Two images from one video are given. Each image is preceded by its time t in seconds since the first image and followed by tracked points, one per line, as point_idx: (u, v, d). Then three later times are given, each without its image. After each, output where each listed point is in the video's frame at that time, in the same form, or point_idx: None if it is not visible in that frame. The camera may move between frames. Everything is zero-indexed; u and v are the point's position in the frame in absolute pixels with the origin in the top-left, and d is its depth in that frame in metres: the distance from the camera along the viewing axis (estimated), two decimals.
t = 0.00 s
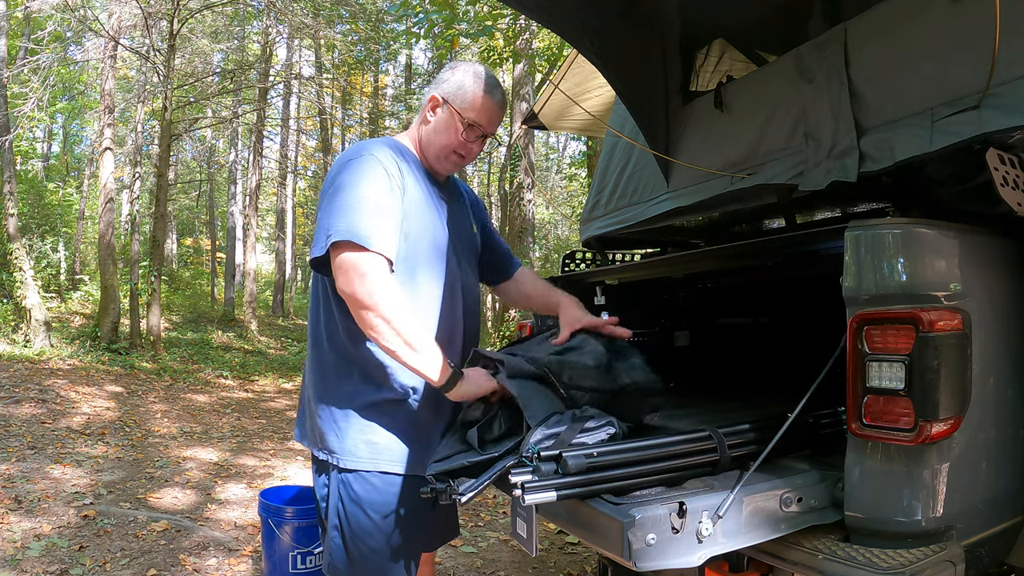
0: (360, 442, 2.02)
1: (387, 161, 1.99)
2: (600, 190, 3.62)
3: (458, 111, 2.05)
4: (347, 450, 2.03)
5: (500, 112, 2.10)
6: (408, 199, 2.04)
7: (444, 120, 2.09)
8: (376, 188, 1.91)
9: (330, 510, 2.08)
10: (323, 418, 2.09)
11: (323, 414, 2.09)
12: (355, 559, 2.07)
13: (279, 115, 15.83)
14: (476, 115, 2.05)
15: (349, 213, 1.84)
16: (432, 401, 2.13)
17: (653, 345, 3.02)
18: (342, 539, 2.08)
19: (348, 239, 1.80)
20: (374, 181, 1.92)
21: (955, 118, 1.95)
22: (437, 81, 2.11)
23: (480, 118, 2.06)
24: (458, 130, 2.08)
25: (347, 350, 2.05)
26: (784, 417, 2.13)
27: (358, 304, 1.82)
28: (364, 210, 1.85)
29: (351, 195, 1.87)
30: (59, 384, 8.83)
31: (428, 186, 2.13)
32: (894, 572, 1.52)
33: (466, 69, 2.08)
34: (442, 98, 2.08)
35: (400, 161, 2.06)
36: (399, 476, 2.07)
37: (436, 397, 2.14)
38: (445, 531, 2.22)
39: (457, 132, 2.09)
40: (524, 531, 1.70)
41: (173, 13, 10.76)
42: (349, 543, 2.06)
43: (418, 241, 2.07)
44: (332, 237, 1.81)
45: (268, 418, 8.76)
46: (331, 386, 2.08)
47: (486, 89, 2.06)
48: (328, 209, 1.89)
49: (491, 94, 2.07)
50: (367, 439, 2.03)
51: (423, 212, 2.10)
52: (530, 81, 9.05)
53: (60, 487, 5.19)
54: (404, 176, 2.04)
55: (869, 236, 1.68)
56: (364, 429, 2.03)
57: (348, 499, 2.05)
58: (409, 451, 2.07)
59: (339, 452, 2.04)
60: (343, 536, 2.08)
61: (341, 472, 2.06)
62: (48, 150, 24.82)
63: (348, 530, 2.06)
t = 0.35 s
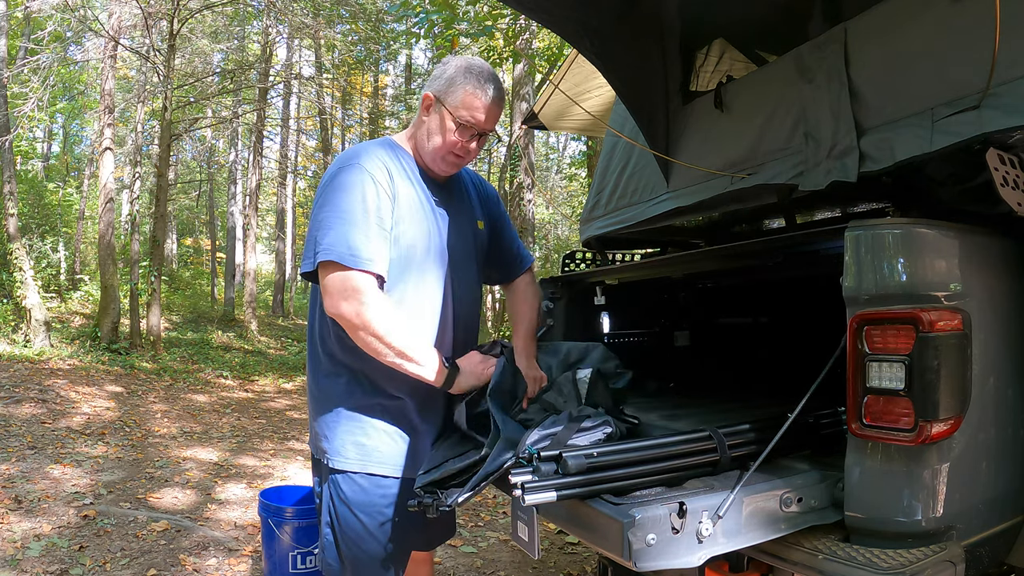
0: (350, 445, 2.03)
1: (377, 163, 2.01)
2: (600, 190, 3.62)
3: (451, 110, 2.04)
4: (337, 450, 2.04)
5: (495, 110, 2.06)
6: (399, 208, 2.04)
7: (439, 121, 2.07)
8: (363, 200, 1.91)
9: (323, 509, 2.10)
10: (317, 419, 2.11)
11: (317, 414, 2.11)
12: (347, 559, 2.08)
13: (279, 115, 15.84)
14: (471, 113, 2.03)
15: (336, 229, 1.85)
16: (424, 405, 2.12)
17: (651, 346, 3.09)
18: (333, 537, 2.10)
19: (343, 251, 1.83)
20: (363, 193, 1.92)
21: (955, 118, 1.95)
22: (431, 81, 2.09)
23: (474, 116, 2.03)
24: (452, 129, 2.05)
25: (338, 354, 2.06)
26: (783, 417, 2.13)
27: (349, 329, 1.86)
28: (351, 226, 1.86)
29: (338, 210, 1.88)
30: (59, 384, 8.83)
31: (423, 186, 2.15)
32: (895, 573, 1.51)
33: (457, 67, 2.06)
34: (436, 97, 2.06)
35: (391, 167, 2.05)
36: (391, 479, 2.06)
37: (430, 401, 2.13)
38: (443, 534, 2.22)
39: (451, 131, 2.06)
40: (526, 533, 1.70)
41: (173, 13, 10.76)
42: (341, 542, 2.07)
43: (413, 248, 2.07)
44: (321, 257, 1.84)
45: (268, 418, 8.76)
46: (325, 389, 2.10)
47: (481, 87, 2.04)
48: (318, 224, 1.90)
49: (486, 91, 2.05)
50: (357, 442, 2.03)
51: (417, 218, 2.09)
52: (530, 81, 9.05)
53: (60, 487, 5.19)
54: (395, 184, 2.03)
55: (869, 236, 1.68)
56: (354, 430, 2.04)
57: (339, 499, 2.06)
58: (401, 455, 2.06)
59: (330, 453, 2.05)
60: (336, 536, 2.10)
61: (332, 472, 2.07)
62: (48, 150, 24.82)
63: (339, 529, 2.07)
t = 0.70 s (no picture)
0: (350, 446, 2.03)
1: (364, 166, 2.01)
2: (600, 190, 3.62)
3: (442, 109, 2.02)
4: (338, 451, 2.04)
5: (489, 106, 2.08)
6: (387, 212, 2.03)
7: (431, 121, 2.06)
8: (345, 208, 1.91)
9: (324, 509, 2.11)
10: (316, 421, 2.11)
11: (316, 415, 2.11)
12: (348, 560, 2.08)
13: (279, 115, 15.85)
14: (463, 112, 2.02)
15: (315, 238, 1.87)
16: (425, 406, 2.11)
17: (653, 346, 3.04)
18: (336, 538, 2.10)
19: (321, 261, 1.85)
20: (345, 199, 1.92)
21: (955, 118, 1.95)
22: (420, 81, 2.07)
23: (467, 114, 2.03)
24: (446, 129, 2.04)
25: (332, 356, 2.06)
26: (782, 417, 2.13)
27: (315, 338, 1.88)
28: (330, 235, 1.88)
29: (318, 218, 1.89)
30: (59, 383, 8.83)
31: (415, 187, 2.15)
32: (894, 572, 1.51)
33: (446, 64, 2.05)
34: (427, 96, 2.04)
35: (379, 171, 2.04)
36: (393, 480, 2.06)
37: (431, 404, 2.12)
38: (441, 532, 2.24)
39: (445, 131, 2.05)
40: (526, 534, 1.71)
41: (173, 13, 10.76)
42: (342, 544, 2.08)
43: (404, 251, 2.06)
44: (299, 267, 1.86)
45: (268, 418, 8.76)
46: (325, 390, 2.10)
47: (473, 85, 2.04)
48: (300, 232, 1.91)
49: (477, 89, 2.05)
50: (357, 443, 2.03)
51: (407, 222, 2.08)
52: (530, 81, 9.04)
53: (60, 487, 5.19)
54: (382, 188, 2.02)
55: (869, 236, 1.68)
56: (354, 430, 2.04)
57: (340, 499, 2.06)
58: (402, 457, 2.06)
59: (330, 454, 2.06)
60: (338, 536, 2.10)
61: (334, 474, 2.08)
62: (48, 150, 24.82)
63: (340, 530, 2.07)
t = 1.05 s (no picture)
0: (349, 447, 2.03)
1: (360, 164, 2.03)
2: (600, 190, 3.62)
3: (424, 106, 2.02)
4: (336, 452, 2.04)
5: (471, 101, 2.08)
6: (395, 205, 2.07)
7: (414, 120, 2.05)
8: (359, 205, 1.94)
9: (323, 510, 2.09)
10: (316, 422, 2.11)
11: (315, 416, 2.11)
12: (347, 560, 2.08)
13: (279, 115, 15.85)
14: (446, 107, 2.02)
15: (341, 239, 1.89)
16: (425, 408, 2.11)
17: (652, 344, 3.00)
18: (334, 539, 2.09)
19: (354, 260, 1.86)
20: (357, 196, 1.95)
21: (955, 117, 1.96)
22: (399, 81, 2.07)
23: (450, 109, 2.02)
24: (430, 125, 2.03)
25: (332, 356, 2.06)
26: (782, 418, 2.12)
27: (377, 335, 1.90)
28: (354, 233, 1.90)
29: (337, 220, 1.92)
30: (59, 383, 8.83)
31: (411, 183, 2.17)
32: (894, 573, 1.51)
33: (425, 60, 2.05)
34: (407, 95, 2.04)
35: (380, 168, 2.08)
36: (392, 481, 2.06)
37: (431, 406, 2.13)
38: (438, 532, 2.26)
39: (427, 129, 2.04)
40: (526, 535, 1.71)
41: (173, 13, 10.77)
42: (340, 545, 2.07)
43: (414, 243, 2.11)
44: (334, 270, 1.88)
45: (268, 418, 8.76)
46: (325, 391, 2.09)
47: (454, 80, 2.03)
48: (319, 238, 1.92)
49: (458, 83, 2.04)
50: (356, 444, 2.03)
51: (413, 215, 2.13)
52: (530, 81, 9.04)
53: (60, 487, 5.19)
54: (386, 182, 2.06)
55: (869, 236, 1.68)
56: (354, 430, 2.03)
57: (338, 500, 2.05)
58: (402, 458, 2.06)
59: (329, 455, 2.05)
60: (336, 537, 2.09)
61: (332, 475, 2.07)
62: (48, 150, 24.82)
63: (338, 531, 2.07)
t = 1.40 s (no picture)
0: (352, 447, 2.03)
1: (365, 160, 2.04)
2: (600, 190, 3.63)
3: (422, 102, 2.03)
4: (338, 452, 2.04)
5: (471, 94, 2.08)
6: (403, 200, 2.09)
7: (414, 117, 2.05)
8: (374, 201, 1.95)
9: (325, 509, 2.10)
10: (319, 421, 2.11)
11: (318, 415, 2.11)
12: (348, 559, 2.08)
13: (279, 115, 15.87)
14: (446, 103, 2.02)
15: (363, 237, 1.89)
16: (428, 407, 2.11)
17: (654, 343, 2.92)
18: (335, 537, 2.09)
19: (377, 256, 1.86)
20: (371, 192, 1.96)
21: (955, 118, 1.96)
22: (397, 79, 2.08)
23: (450, 103, 2.03)
24: (431, 122, 2.04)
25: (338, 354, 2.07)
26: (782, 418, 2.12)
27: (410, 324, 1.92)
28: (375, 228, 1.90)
29: (357, 218, 1.92)
30: (59, 383, 8.83)
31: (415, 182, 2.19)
32: (894, 572, 1.51)
33: (421, 57, 2.05)
34: (406, 93, 2.05)
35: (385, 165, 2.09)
36: (393, 481, 2.06)
37: (433, 405, 2.12)
38: (440, 531, 2.26)
39: (427, 125, 2.05)
40: (526, 535, 1.71)
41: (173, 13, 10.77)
42: (342, 544, 2.08)
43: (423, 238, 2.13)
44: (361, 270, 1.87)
45: (268, 418, 8.77)
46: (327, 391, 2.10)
47: (451, 74, 2.04)
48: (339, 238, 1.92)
49: (456, 78, 2.05)
50: (359, 443, 2.03)
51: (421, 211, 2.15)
52: (530, 81, 9.05)
53: (60, 487, 5.19)
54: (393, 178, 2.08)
55: (869, 236, 1.68)
56: (356, 430, 2.03)
57: (340, 499, 2.06)
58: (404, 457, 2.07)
59: (331, 454, 2.05)
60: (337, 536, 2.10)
61: (333, 475, 2.07)
62: (48, 150, 24.84)
63: (340, 529, 2.07)
